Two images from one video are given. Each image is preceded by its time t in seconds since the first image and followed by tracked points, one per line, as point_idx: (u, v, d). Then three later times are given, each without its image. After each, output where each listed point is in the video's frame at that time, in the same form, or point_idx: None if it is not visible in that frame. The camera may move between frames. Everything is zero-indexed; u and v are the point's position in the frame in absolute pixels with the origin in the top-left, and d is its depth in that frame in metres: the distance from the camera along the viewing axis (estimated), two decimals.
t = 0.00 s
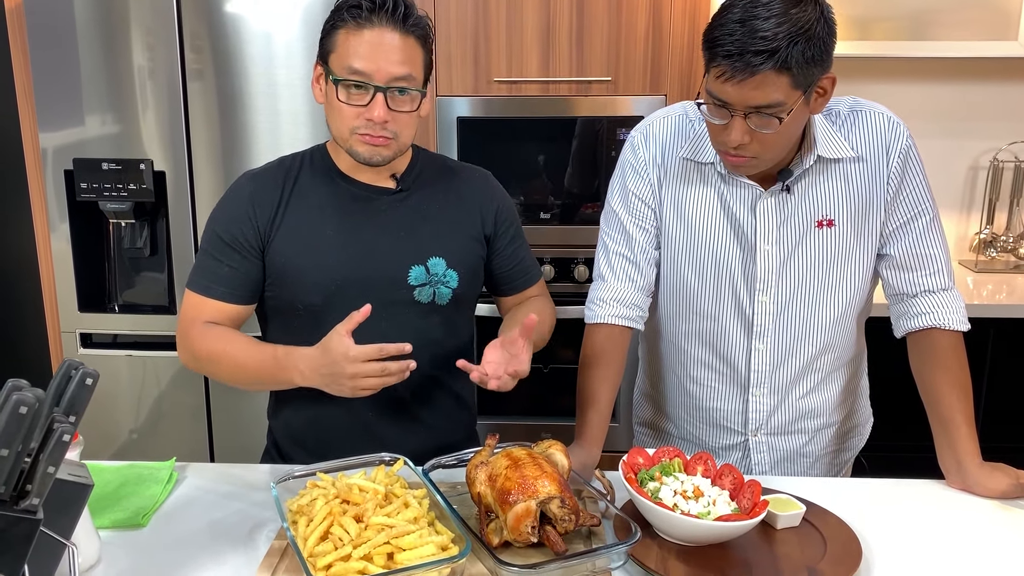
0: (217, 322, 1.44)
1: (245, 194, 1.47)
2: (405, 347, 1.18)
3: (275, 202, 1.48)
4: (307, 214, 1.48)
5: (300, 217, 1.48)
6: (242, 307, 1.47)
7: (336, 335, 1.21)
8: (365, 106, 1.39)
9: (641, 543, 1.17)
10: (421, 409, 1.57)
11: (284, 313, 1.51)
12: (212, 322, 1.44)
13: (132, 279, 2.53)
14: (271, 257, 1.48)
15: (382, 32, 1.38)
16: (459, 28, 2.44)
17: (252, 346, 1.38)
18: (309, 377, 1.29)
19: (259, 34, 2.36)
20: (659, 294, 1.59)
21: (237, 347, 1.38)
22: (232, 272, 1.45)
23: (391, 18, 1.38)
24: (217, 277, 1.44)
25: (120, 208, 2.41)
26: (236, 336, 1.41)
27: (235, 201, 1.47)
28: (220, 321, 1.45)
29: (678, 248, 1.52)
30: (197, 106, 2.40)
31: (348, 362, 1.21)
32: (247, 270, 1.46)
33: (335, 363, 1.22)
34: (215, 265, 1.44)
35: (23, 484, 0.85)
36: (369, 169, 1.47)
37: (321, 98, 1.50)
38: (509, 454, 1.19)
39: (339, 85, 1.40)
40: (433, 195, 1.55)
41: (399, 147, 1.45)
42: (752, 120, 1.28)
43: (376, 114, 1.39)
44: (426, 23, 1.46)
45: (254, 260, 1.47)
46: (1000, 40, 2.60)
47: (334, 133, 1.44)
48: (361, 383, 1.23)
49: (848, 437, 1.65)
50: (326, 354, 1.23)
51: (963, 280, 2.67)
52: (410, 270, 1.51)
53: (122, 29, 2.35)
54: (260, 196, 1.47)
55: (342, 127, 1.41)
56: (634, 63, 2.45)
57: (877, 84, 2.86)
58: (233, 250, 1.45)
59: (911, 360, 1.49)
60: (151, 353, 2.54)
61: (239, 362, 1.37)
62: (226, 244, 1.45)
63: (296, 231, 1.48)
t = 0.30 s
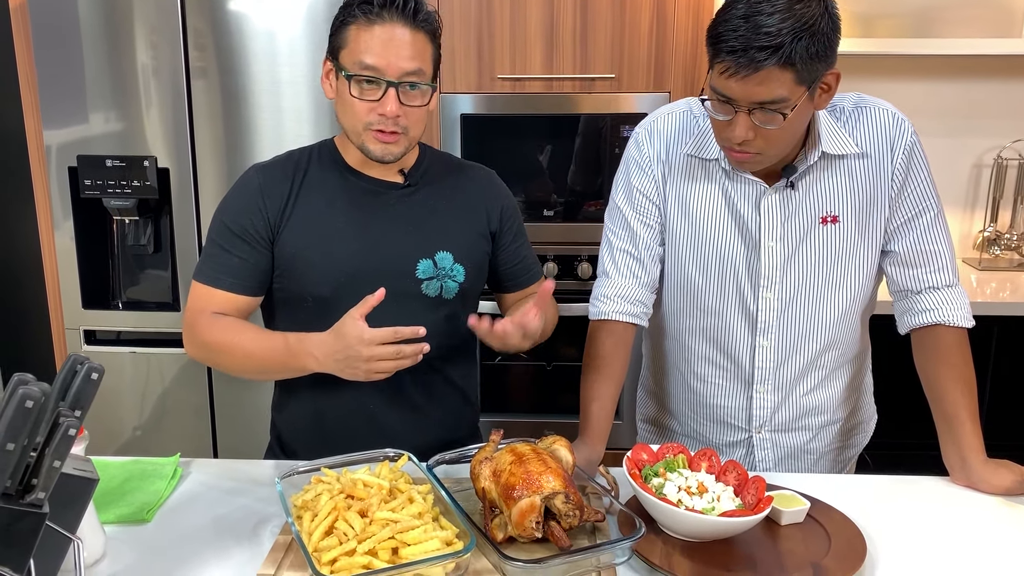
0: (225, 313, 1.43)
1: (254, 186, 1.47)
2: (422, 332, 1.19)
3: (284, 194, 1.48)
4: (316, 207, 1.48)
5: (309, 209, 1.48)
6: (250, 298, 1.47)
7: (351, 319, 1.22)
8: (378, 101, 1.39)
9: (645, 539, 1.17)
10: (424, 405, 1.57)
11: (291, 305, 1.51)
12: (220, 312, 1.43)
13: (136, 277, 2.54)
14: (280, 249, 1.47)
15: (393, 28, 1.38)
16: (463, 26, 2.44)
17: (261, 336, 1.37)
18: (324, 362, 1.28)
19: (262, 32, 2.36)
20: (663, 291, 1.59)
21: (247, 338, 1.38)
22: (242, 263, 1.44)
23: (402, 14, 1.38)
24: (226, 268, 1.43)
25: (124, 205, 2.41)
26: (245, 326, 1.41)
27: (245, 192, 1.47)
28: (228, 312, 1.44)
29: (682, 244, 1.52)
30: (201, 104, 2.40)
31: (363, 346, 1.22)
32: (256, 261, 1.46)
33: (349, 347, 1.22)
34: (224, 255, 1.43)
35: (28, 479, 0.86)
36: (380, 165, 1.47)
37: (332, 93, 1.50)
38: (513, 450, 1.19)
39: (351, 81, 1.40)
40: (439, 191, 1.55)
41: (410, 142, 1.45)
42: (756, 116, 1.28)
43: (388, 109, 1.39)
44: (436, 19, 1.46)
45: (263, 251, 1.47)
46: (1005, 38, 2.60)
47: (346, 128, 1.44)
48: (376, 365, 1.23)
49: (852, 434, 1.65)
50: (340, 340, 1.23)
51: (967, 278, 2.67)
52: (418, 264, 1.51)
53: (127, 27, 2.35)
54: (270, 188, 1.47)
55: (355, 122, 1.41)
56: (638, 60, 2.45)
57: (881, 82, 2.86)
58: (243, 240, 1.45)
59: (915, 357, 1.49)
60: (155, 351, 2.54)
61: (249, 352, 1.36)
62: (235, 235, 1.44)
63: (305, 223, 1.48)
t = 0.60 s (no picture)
0: (231, 307, 1.43)
1: (261, 181, 1.47)
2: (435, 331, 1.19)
3: (291, 190, 1.48)
4: (322, 203, 1.48)
5: (316, 205, 1.48)
6: (256, 293, 1.47)
7: (361, 315, 1.21)
8: (395, 96, 1.39)
9: (652, 537, 1.17)
10: (429, 402, 1.57)
11: (297, 300, 1.50)
12: (225, 307, 1.42)
13: (141, 274, 2.54)
14: (287, 244, 1.47)
15: (408, 25, 1.38)
16: (468, 23, 2.44)
17: (268, 331, 1.36)
18: (333, 358, 1.28)
19: (267, 30, 2.36)
20: (669, 289, 1.58)
21: (253, 332, 1.37)
22: (248, 257, 1.44)
23: (416, 10, 1.38)
24: (232, 262, 1.42)
25: (128, 203, 2.41)
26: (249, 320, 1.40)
27: (251, 187, 1.47)
28: (233, 306, 1.43)
29: (688, 242, 1.51)
30: (206, 102, 2.40)
31: (373, 342, 1.21)
32: (262, 256, 1.46)
33: (359, 343, 1.22)
34: (231, 249, 1.43)
35: (35, 476, 0.85)
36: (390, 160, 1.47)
37: (341, 90, 1.50)
38: (520, 448, 1.19)
39: (369, 76, 1.40)
40: (445, 188, 1.55)
41: (424, 138, 1.45)
42: (762, 113, 1.27)
43: (406, 105, 1.39)
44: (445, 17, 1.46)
45: (269, 246, 1.47)
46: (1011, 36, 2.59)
47: (361, 125, 1.44)
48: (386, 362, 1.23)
49: (857, 432, 1.64)
50: (351, 334, 1.23)
51: (973, 277, 2.66)
52: (424, 259, 1.51)
53: (131, 25, 2.35)
54: (277, 183, 1.47)
55: (370, 117, 1.41)
56: (643, 58, 2.44)
57: (886, 80, 2.85)
58: (249, 234, 1.44)
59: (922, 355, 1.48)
60: (159, 348, 2.54)
61: (254, 346, 1.36)
62: (241, 229, 1.44)
63: (312, 218, 1.47)
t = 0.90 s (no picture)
0: (230, 301, 1.42)
1: (260, 177, 1.47)
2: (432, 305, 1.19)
3: (290, 185, 1.47)
4: (322, 199, 1.48)
5: (315, 201, 1.47)
6: (257, 288, 1.46)
7: (357, 290, 1.20)
8: (391, 90, 1.38)
9: (655, 536, 1.16)
10: (431, 400, 1.56)
11: (296, 295, 1.50)
12: (223, 300, 1.41)
13: (143, 272, 2.54)
14: (286, 240, 1.47)
15: (402, 20, 1.37)
16: (470, 20, 2.43)
17: (264, 320, 1.36)
18: (334, 337, 1.25)
19: (269, 27, 2.36)
20: (672, 287, 1.58)
21: (252, 321, 1.36)
22: (249, 252, 1.43)
23: (410, 5, 1.38)
24: (232, 257, 1.42)
25: (130, 200, 2.41)
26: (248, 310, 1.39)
27: (250, 183, 1.46)
28: (232, 299, 1.42)
29: (691, 239, 1.51)
30: (208, 99, 2.40)
31: (372, 316, 1.19)
32: (263, 251, 1.45)
33: (359, 318, 1.20)
34: (231, 245, 1.43)
35: (37, 473, 0.85)
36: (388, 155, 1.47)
37: (338, 87, 1.50)
38: (522, 446, 1.19)
39: (364, 70, 1.39)
40: (444, 183, 1.55)
41: (421, 131, 1.45)
42: (766, 111, 1.27)
43: (402, 98, 1.38)
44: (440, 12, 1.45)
45: (269, 241, 1.46)
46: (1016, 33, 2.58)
47: (357, 120, 1.43)
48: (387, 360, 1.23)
49: (861, 431, 1.64)
50: (348, 311, 1.21)
51: (976, 275, 2.65)
52: (423, 254, 1.51)
53: (133, 22, 2.35)
54: (277, 179, 1.47)
55: (367, 111, 1.40)
56: (646, 55, 2.43)
57: (890, 77, 2.84)
58: (249, 230, 1.44)
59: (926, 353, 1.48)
60: (161, 346, 2.54)
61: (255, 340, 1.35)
62: (241, 225, 1.44)
63: (311, 214, 1.47)
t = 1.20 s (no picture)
0: (231, 298, 1.41)
1: (261, 173, 1.48)
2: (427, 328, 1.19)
3: (291, 180, 1.48)
4: (322, 196, 1.48)
5: (315, 197, 1.48)
6: (256, 283, 1.45)
7: (351, 308, 1.19)
8: (381, 83, 1.38)
9: (655, 535, 1.16)
10: (431, 398, 1.56)
11: (297, 291, 1.50)
12: (228, 298, 1.41)
13: (144, 270, 2.54)
14: (286, 235, 1.47)
15: (395, 14, 1.38)
16: (472, 18, 2.43)
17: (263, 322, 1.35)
18: (327, 353, 1.26)
19: (270, 24, 2.35)
20: (673, 286, 1.58)
21: (250, 322, 1.36)
22: (249, 246, 1.43)
23: None
24: (232, 252, 1.42)
25: (132, 198, 2.41)
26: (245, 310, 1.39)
27: (251, 179, 1.47)
28: (234, 297, 1.42)
29: (692, 238, 1.51)
30: (209, 97, 2.40)
31: (367, 336, 1.19)
32: (263, 246, 1.45)
33: (353, 337, 1.19)
34: (231, 239, 1.43)
35: (36, 472, 0.86)
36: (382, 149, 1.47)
37: (333, 82, 1.50)
38: (522, 444, 1.19)
39: (355, 63, 1.40)
40: (443, 180, 1.55)
41: (413, 125, 1.44)
42: (767, 109, 1.26)
43: (391, 90, 1.38)
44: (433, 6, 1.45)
45: (269, 236, 1.46)
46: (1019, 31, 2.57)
47: (349, 112, 1.43)
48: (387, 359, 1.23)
49: (862, 430, 1.64)
50: (342, 328, 1.21)
51: (978, 273, 2.65)
52: (422, 250, 1.51)
53: (134, 20, 2.34)
54: (277, 176, 1.47)
55: (357, 103, 1.40)
56: (648, 52, 2.43)
57: (893, 75, 2.83)
58: (249, 224, 1.44)
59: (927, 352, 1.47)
60: (162, 344, 2.55)
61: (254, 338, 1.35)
62: (241, 219, 1.44)
63: (311, 210, 1.47)
